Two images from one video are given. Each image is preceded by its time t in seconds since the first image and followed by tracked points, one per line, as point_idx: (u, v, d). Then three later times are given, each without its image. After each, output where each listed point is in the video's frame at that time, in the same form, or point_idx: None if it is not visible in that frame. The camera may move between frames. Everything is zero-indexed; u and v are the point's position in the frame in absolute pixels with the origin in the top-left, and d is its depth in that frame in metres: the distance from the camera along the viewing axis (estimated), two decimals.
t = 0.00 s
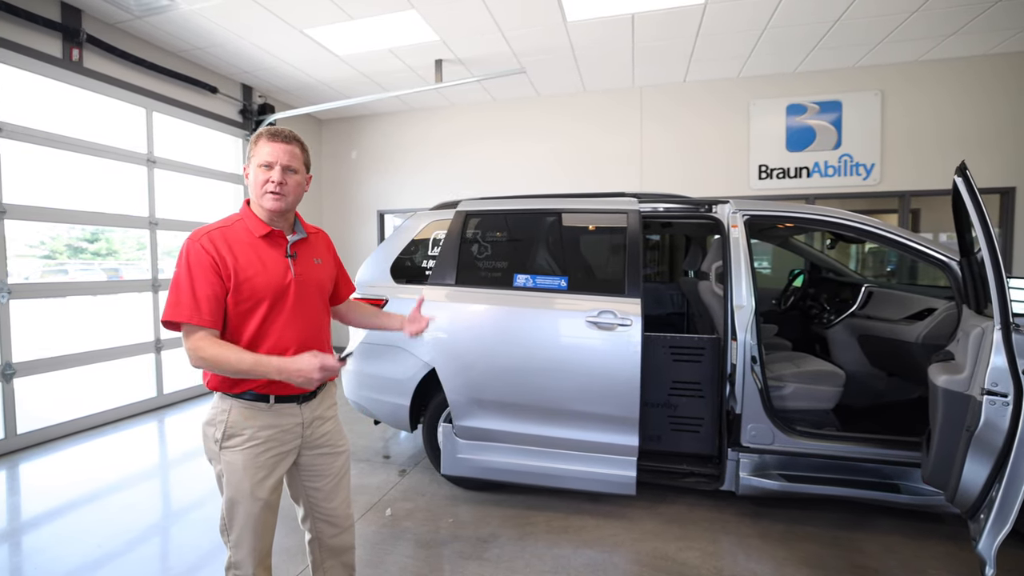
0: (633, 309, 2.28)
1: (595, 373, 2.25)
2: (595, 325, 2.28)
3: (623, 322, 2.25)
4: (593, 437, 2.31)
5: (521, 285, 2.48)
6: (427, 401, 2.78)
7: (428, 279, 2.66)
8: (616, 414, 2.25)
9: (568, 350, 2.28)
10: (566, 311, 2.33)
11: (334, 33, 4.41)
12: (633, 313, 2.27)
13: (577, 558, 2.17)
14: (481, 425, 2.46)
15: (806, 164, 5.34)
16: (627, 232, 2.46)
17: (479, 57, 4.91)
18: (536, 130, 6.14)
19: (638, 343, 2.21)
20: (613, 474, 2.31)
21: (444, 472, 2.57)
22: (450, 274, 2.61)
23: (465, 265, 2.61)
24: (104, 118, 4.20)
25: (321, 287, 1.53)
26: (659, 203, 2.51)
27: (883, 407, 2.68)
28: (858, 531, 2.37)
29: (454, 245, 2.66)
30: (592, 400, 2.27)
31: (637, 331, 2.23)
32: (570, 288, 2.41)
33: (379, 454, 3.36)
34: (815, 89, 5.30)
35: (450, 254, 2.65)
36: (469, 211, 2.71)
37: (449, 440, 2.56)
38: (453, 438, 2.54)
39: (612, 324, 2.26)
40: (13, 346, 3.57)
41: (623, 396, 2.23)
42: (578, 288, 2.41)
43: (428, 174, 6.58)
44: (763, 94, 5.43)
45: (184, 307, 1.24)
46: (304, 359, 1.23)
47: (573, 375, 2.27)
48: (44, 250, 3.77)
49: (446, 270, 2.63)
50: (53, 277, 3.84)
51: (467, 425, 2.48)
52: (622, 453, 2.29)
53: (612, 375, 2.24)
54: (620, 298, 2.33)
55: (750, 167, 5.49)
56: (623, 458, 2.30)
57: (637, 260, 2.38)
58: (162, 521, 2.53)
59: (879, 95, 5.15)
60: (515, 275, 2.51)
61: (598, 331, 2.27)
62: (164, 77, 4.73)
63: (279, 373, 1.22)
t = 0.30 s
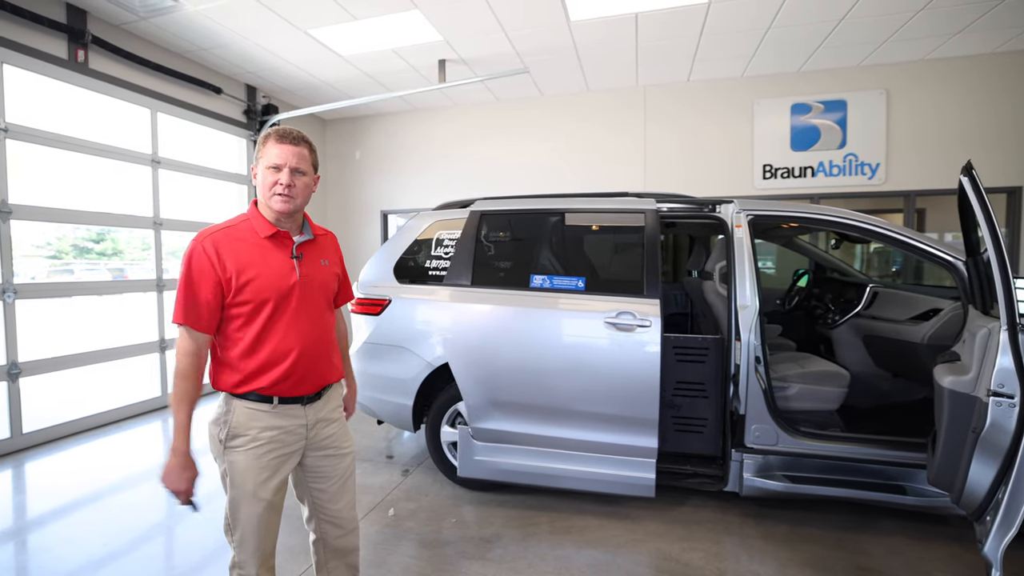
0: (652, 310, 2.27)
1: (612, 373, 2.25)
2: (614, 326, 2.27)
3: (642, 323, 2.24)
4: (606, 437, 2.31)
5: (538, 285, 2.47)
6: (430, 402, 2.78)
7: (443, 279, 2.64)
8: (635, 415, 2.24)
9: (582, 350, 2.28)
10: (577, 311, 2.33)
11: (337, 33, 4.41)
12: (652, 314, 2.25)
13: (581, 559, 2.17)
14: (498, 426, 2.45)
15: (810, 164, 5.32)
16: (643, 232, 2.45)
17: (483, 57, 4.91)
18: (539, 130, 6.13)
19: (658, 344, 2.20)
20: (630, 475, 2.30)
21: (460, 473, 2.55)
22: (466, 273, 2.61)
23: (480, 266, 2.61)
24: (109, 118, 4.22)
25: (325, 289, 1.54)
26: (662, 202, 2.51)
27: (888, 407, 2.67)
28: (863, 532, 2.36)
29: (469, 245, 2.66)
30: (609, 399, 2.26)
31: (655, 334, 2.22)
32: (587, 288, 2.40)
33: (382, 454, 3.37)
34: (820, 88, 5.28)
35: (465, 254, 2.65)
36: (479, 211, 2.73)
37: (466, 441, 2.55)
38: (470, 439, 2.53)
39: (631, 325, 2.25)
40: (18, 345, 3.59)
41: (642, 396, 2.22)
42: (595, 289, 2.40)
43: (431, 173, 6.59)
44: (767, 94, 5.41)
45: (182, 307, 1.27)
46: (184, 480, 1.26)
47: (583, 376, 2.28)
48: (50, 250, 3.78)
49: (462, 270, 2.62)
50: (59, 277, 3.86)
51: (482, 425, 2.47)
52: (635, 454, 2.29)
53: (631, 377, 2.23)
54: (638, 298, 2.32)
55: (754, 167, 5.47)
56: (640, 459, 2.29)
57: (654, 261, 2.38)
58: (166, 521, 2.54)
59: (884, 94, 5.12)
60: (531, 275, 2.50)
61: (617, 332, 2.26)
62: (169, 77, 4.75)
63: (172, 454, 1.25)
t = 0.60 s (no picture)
0: (671, 311, 2.25)
1: (630, 373, 2.23)
2: (631, 327, 2.25)
3: (660, 324, 2.22)
4: (615, 438, 2.31)
5: (555, 286, 2.45)
6: (433, 401, 2.78)
7: (458, 280, 2.62)
8: (654, 416, 2.23)
9: (603, 350, 2.26)
10: (596, 311, 2.31)
11: (340, 33, 4.41)
12: (671, 315, 2.23)
13: (583, 559, 2.16)
14: (516, 429, 2.45)
15: (814, 164, 5.31)
16: (647, 231, 2.45)
17: (485, 57, 4.91)
18: (542, 130, 6.13)
19: (678, 344, 2.18)
20: (648, 477, 2.29)
21: (477, 475, 2.56)
22: (483, 273, 2.59)
23: (495, 265, 2.60)
24: (113, 118, 4.23)
25: (327, 288, 1.53)
26: (665, 202, 2.50)
27: (891, 407, 2.66)
28: (867, 533, 2.35)
29: (484, 245, 2.65)
30: (626, 401, 2.25)
31: (674, 334, 2.19)
32: (605, 289, 2.39)
33: (385, 453, 3.37)
34: (824, 87, 5.26)
35: (481, 253, 2.64)
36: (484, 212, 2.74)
37: (482, 443, 2.55)
38: (485, 441, 2.53)
39: (649, 325, 2.23)
40: (23, 345, 3.60)
41: (661, 397, 2.20)
42: (612, 289, 2.38)
43: (434, 173, 6.59)
44: (771, 93, 5.40)
45: (177, 306, 1.30)
46: (110, 462, 1.25)
47: (600, 376, 2.27)
48: (55, 250, 3.80)
49: (478, 271, 2.61)
50: (63, 277, 3.87)
51: (499, 428, 2.47)
52: (637, 454, 2.30)
53: (647, 378, 2.21)
54: (656, 298, 2.30)
55: (758, 166, 5.45)
56: (657, 461, 2.28)
57: (672, 260, 2.36)
58: (169, 520, 2.54)
59: (889, 93, 5.10)
60: (548, 275, 2.49)
61: (635, 333, 2.24)
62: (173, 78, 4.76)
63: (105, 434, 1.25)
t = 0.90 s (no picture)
0: (686, 311, 2.23)
1: (646, 374, 2.22)
2: (646, 328, 2.23)
3: (676, 324, 2.20)
4: (620, 438, 2.31)
5: (569, 287, 2.43)
6: (435, 401, 2.79)
7: (472, 280, 2.60)
8: (671, 417, 2.21)
9: (621, 351, 2.24)
10: (615, 311, 2.29)
11: (343, 33, 4.42)
12: (687, 315, 2.21)
13: (585, 560, 2.16)
14: (531, 431, 2.43)
15: (817, 164, 5.30)
16: (650, 230, 2.45)
17: (488, 57, 4.91)
18: (544, 130, 6.13)
19: (695, 344, 2.16)
20: (667, 479, 2.27)
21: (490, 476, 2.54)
22: (495, 274, 2.57)
23: (510, 265, 2.57)
24: (116, 119, 4.24)
25: (323, 287, 1.53)
26: (667, 202, 2.50)
27: (895, 408, 2.66)
28: (869, 534, 2.35)
29: (497, 245, 2.62)
30: (642, 401, 2.23)
31: (692, 332, 2.17)
32: (620, 290, 2.37)
33: (387, 454, 3.37)
34: (827, 87, 5.25)
35: (494, 253, 2.61)
36: (488, 214, 2.75)
37: (497, 445, 2.52)
38: (500, 442, 2.50)
39: (665, 326, 2.21)
40: (26, 345, 3.61)
41: (679, 398, 2.18)
42: (628, 290, 2.36)
43: (436, 173, 6.59)
44: (773, 93, 5.39)
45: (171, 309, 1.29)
46: (207, 451, 1.25)
47: (614, 377, 2.26)
48: (58, 250, 3.81)
49: (491, 271, 2.58)
50: (67, 277, 3.88)
51: (514, 429, 2.45)
52: (638, 453, 2.30)
53: (648, 376, 2.22)
54: (671, 299, 2.28)
55: (761, 167, 5.45)
56: (674, 462, 2.27)
57: (688, 261, 2.34)
58: (171, 519, 2.54)
59: (892, 93, 5.09)
60: (562, 276, 2.47)
61: (652, 334, 2.22)
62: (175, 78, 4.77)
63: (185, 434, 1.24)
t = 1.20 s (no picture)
0: (696, 311, 2.22)
1: (657, 374, 2.21)
2: (657, 328, 2.22)
3: (687, 325, 2.19)
4: (624, 438, 2.31)
5: (578, 287, 2.43)
6: (437, 401, 2.79)
7: (480, 281, 2.59)
8: (683, 417, 2.20)
9: (635, 351, 2.23)
10: (625, 312, 2.28)
11: (345, 33, 4.42)
12: (697, 315, 2.21)
13: (587, 560, 2.16)
14: (541, 432, 2.43)
15: (819, 164, 5.29)
16: (651, 230, 2.44)
17: (490, 57, 4.91)
18: (546, 130, 6.13)
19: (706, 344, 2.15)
20: (680, 479, 2.27)
21: (499, 479, 2.54)
22: (504, 274, 2.56)
23: (519, 265, 2.56)
24: (118, 119, 4.24)
25: (322, 287, 1.54)
26: (669, 201, 2.49)
27: (897, 409, 2.65)
28: (872, 534, 2.35)
29: (506, 245, 2.61)
30: (653, 401, 2.23)
31: (702, 333, 2.17)
32: (629, 290, 2.37)
33: (389, 454, 3.37)
34: (830, 87, 5.24)
35: (502, 253, 2.60)
36: (490, 214, 2.75)
37: (506, 447, 2.52)
38: (509, 444, 2.51)
39: (676, 327, 2.20)
40: (29, 344, 3.62)
41: (691, 399, 2.18)
42: (638, 291, 2.35)
43: (438, 173, 6.59)
44: (775, 93, 5.39)
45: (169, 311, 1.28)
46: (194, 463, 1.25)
47: (625, 379, 2.25)
48: (61, 250, 3.82)
49: (499, 272, 2.57)
50: (70, 277, 3.89)
51: (524, 431, 2.45)
52: (641, 453, 2.31)
53: (645, 374, 2.22)
54: (681, 299, 2.28)
55: (763, 166, 5.44)
56: (683, 462, 2.27)
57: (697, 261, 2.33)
58: (174, 519, 2.55)
59: (895, 93, 5.08)
60: (571, 277, 2.46)
61: (663, 334, 2.21)
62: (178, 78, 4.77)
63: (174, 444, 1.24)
